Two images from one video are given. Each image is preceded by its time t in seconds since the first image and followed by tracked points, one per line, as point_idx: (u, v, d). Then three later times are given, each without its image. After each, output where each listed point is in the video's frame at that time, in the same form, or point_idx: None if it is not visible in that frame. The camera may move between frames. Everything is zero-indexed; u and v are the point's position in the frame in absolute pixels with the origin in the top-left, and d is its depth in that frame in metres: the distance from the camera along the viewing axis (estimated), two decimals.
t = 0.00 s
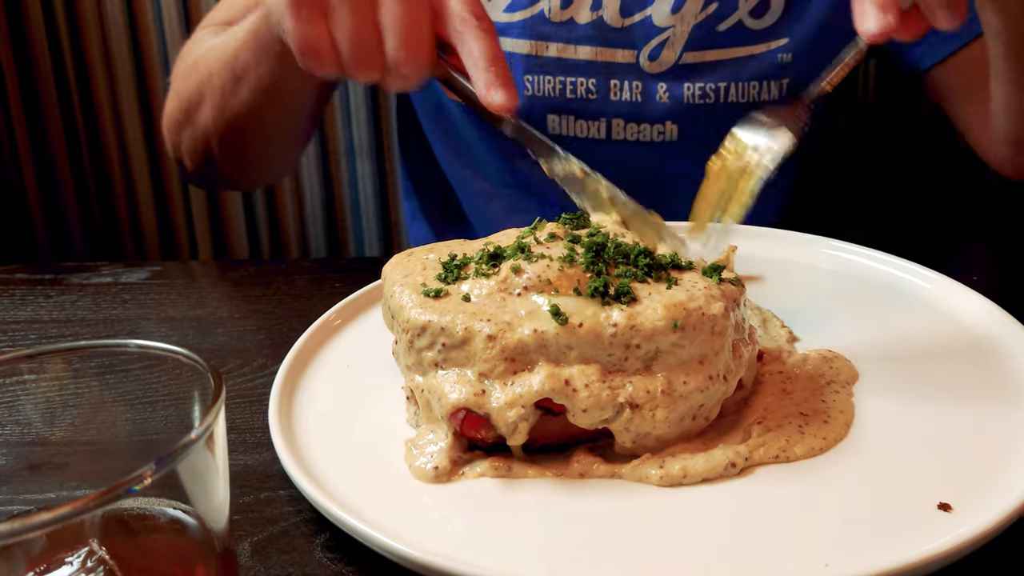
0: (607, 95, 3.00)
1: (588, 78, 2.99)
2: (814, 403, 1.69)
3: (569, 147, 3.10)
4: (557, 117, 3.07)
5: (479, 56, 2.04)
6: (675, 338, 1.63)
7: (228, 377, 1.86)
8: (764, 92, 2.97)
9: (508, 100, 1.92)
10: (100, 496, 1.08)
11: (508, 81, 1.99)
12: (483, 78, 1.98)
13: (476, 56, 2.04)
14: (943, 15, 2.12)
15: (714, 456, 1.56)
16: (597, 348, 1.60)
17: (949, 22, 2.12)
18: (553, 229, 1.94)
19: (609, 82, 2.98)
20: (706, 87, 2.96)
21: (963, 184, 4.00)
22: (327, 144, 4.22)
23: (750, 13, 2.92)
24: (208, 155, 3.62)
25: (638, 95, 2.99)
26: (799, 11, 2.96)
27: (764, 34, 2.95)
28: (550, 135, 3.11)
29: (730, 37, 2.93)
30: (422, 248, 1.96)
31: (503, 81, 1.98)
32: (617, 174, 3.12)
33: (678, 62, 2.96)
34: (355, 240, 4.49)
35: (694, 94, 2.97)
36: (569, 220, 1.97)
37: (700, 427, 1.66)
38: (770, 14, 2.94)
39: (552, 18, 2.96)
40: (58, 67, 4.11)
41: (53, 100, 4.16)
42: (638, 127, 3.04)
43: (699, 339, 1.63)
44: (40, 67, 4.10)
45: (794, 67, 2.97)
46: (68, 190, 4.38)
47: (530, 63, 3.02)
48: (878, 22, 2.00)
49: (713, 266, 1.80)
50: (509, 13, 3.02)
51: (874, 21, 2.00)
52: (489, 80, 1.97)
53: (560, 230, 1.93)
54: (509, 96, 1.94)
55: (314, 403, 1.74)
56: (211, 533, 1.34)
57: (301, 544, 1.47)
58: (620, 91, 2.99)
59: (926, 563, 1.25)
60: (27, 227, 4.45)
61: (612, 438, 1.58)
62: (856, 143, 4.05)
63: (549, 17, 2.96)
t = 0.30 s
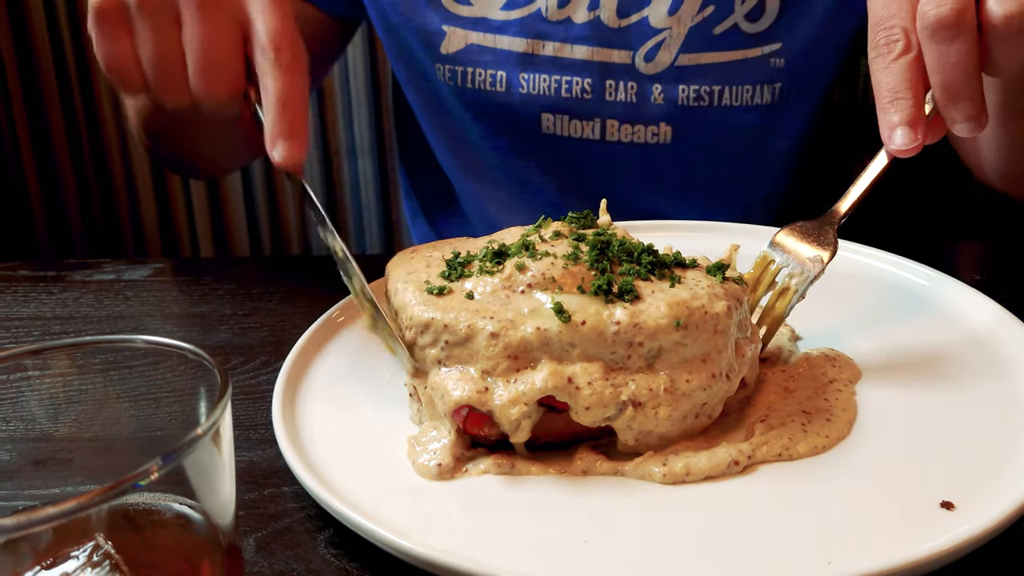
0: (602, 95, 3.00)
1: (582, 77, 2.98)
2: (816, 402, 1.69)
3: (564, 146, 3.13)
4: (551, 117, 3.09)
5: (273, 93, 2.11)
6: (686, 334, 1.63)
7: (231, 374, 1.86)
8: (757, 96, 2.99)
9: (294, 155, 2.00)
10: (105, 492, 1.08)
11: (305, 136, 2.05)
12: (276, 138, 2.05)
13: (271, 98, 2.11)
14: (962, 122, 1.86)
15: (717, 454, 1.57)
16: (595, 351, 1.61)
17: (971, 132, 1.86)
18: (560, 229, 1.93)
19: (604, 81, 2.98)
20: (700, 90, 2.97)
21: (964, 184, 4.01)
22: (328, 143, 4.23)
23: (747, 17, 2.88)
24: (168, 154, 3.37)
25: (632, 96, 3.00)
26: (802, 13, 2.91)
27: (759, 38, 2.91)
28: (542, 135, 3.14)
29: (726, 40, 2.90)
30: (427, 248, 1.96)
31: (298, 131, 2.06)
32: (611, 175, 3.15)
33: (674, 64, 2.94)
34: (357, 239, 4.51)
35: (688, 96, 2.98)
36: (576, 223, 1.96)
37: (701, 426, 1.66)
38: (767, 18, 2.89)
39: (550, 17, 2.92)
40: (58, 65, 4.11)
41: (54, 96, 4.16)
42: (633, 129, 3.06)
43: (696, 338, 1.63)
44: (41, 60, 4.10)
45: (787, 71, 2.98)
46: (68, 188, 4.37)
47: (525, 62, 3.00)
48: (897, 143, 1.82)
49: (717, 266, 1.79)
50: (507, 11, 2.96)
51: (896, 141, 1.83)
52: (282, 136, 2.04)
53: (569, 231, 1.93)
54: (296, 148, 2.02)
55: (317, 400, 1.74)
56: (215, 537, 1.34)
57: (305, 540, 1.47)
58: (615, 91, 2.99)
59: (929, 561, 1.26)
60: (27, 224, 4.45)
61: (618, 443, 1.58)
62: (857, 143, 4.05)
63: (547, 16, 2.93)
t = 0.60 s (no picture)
0: (600, 97, 2.99)
1: (580, 80, 2.99)
2: (813, 403, 1.69)
3: (561, 146, 3.13)
4: (550, 119, 3.08)
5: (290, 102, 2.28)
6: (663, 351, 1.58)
7: (230, 374, 1.86)
8: (757, 92, 3.02)
9: (309, 158, 2.17)
10: (104, 491, 1.09)
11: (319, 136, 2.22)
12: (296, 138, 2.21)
13: (289, 105, 2.28)
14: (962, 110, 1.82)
15: (714, 455, 1.57)
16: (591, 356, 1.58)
17: (971, 118, 1.82)
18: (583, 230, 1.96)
19: (602, 84, 2.98)
20: (698, 89, 2.98)
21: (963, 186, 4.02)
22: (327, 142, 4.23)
23: (743, 14, 2.92)
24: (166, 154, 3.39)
25: (630, 97, 2.99)
26: (796, 12, 2.95)
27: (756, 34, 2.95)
28: (540, 135, 3.13)
29: (722, 39, 2.93)
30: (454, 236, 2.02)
31: (313, 133, 2.23)
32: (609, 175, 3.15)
33: (671, 65, 2.96)
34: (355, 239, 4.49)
35: (686, 95, 2.98)
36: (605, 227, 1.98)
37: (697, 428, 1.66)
38: (762, 15, 2.93)
39: (546, 21, 2.95)
40: (58, 65, 4.11)
41: (53, 95, 4.16)
42: (631, 129, 3.04)
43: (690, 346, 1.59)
44: (41, 58, 4.09)
45: (785, 66, 3.00)
46: (67, 187, 4.38)
47: (522, 66, 3.01)
48: (891, 138, 1.78)
49: (717, 287, 1.68)
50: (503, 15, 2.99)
51: (890, 137, 1.78)
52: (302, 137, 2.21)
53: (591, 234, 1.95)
54: (312, 153, 2.18)
55: (317, 398, 1.74)
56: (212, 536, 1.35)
57: (303, 539, 1.48)
58: (613, 93, 2.98)
59: (925, 561, 1.26)
60: (27, 223, 4.44)
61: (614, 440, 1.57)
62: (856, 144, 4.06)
63: (543, 20, 2.95)
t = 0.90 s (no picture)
0: (602, 90, 2.98)
1: (581, 74, 2.99)
2: (809, 400, 1.68)
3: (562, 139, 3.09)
4: (552, 111, 3.05)
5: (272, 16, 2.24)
6: (561, 362, 1.59)
7: (224, 370, 1.85)
8: (763, 80, 2.95)
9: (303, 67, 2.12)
10: (96, 487, 1.08)
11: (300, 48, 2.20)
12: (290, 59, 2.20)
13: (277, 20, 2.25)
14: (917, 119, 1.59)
15: (708, 452, 1.57)
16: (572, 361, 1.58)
17: (925, 127, 1.59)
18: (625, 227, 1.92)
19: (603, 77, 2.98)
20: (702, 80, 2.94)
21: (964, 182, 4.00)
22: (325, 136, 4.22)
23: (745, 5, 2.91)
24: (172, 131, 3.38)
25: (632, 90, 2.98)
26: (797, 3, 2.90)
27: (761, 24, 2.92)
28: (542, 127, 3.10)
29: (724, 31, 2.94)
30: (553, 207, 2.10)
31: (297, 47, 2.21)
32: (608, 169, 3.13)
33: (673, 59, 2.97)
34: (353, 234, 4.49)
35: (690, 87, 2.96)
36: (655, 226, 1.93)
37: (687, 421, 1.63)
38: (767, 6, 2.91)
39: (547, 15, 2.98)
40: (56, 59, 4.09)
41: (50, 89, 4.14)
42: (634, 121, 3.01)
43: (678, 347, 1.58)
44: (38, 54, 4.08)
45: (790, 52, 2.91)
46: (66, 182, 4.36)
47: (524, 60, 3.02)
48: (824, 156, 1.58)
49: (610, 320, 1.60)
50: (505, 8, 3.02)
51: (826, 155, 1.58)
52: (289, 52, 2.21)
53: (638, 229, 1.94)
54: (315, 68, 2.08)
55: (312, 394, 1.73)
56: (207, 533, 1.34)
57: (296, 536, 1.47)
58: (614, 87, 2.98)
59: (920, 560, 1.26)
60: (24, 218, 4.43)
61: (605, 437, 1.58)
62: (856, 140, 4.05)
63: (544, 14, 2.98)
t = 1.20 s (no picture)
0: (600, 84, 2.94)
1: (580, 67, 2.96)
2: (812, 394, 1.66)
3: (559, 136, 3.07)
4: (549, 106, 3.03)
5: None
6: (472, 359, 1.56)
7: (218, 364, 1.82)
8: (764, 76, 2.89)
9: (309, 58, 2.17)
10: (87, 482, 1.07)
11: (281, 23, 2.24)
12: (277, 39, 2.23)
13: None
14: (900, 98, 1.54)
15: (710, 446, 1.55)
16: (549, 362, 1.50)
17: (906, 107, 1.55)
18: (617, 228, 1.76)
19: (601, 71, 2.94)
20: (702, 75, 2.89)
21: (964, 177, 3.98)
22: (320, 128, 4.17)
23: None
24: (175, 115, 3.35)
25: (631, 85, 2.93)
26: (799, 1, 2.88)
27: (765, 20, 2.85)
28: (541, 122, 3.08)
29: (726, 26, 2.88)
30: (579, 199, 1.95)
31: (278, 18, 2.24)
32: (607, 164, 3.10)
33: (673, 55, 2.92)
34: (348, 227, 4.42)
35: (690, 82, 2.90)
36: (646, 232, 1.75)
37: (689, 412, 1.66)
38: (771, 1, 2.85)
39: (545, 6, 2.95)
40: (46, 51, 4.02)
41: (41, 83, 4.06)
42: (633, 117, 2.96)
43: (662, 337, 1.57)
44: (29, 47, 4.00)
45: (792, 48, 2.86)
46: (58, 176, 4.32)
47: (521, 52, 3.00)
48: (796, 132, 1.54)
49: (519, 319, 1.55)
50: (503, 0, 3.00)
51: (795, 131, 1.55)
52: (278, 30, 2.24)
53: (633, 232, 1.77)
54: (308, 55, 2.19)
55: (308, 389, 1.70)
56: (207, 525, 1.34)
57: (291, 532, 1.45)
58: (612, 81, 2.94)
59: (924, 555, 1.24)
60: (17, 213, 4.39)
61: (570, 434, 1.56)
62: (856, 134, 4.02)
63: (542, 5, 2.96)
